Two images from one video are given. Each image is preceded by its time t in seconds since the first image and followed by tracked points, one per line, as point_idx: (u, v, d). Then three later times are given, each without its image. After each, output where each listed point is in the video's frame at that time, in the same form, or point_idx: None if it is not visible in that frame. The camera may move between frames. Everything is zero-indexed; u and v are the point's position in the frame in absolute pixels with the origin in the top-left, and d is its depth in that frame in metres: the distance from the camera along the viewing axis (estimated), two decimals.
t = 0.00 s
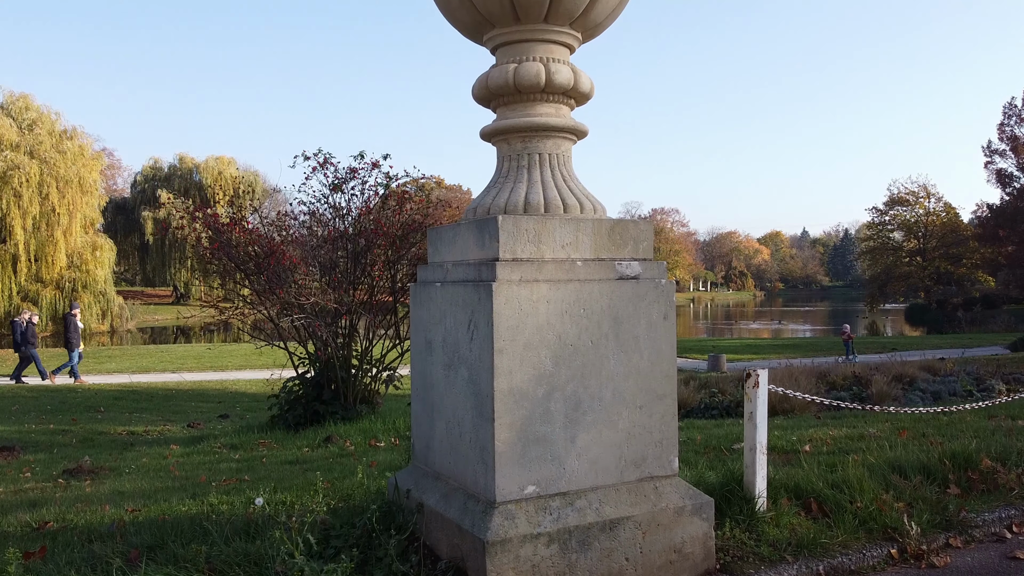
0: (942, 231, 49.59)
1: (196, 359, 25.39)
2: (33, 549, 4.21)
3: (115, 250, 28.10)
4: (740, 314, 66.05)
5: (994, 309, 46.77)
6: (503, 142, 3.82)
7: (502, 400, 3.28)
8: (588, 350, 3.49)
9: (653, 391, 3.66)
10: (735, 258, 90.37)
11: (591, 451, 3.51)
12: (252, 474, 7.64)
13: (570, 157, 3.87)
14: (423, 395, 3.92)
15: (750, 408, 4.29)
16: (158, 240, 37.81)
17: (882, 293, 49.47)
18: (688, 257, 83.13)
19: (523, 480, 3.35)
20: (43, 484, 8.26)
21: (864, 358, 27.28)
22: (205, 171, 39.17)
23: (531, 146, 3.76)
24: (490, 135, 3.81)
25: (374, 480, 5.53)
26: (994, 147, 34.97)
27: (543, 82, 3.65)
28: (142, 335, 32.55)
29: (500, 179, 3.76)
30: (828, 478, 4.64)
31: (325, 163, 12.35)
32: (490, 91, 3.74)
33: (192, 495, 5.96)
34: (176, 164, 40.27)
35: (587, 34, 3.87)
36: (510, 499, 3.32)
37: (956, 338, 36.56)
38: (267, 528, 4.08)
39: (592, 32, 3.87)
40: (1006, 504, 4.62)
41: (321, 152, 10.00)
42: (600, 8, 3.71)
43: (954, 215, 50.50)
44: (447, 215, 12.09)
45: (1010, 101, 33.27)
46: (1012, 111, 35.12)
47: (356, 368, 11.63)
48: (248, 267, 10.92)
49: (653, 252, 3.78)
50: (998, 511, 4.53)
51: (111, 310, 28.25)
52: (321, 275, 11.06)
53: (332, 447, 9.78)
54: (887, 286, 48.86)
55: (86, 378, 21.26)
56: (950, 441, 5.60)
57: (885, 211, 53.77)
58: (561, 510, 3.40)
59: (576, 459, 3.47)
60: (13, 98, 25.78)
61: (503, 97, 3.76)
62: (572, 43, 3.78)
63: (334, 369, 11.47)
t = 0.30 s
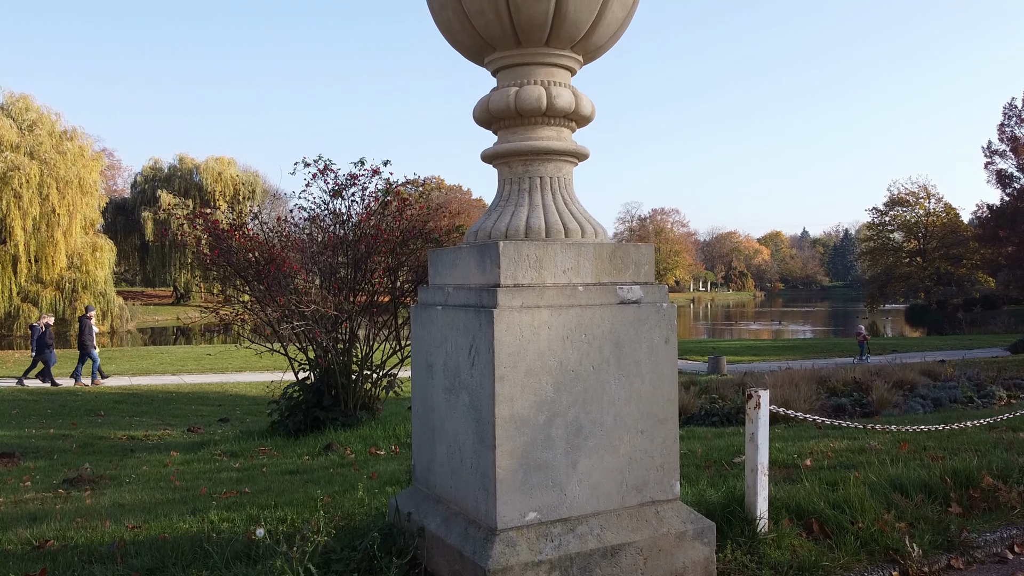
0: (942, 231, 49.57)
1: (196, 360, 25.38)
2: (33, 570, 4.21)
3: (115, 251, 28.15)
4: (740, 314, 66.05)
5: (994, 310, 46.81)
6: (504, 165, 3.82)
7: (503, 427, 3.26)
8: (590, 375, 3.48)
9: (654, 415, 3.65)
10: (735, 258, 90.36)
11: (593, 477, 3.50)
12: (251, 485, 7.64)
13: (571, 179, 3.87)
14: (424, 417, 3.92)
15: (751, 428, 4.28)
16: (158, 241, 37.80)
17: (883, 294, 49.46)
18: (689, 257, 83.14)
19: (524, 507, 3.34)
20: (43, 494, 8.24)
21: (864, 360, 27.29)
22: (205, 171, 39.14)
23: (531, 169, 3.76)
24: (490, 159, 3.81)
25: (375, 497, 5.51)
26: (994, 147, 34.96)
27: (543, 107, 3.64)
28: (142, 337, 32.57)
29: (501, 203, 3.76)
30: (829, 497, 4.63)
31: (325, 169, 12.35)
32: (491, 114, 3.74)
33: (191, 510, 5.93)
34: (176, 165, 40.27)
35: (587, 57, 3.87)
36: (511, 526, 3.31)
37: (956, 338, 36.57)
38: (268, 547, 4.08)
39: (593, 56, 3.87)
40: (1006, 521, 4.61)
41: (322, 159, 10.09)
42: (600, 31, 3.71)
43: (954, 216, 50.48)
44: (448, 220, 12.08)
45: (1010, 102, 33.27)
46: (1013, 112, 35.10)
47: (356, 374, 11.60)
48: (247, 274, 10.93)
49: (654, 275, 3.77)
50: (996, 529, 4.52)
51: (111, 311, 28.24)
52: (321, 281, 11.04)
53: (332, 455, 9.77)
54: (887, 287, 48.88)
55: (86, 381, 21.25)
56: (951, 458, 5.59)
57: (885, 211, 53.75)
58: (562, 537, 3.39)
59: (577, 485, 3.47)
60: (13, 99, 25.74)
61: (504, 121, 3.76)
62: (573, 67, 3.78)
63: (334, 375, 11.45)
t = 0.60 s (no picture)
0: (942, 232, 49.47)
1: (196, 362, 25.35)
2: None
3: (115, 252, 28.20)
4: (739, 315, 66.03)
5: (994, 309, 46.80)
6: (505, 183, 3.80)
7: (505, 449, 3.24)
8: (592, 396, 3.46)
9: (656, 435, 3.64)
10: (736, 258, 90.32)
11: (595, 497, 3.49)
12: (251, 494, 7.62)
13: (572, 197, 3.86)
14: (425, 435, 3.90)
15: (753, 446, 4.25)
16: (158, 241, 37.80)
17: (883, 295, 49.48)
18: (689, 257, 83.14)
19: (526, 529, 3.33)
20: (43, 502, 8.24)
21: (863, 362, 27.23)
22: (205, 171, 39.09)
23: (533, 188, 3.75)
24: (491, 176, 3.80)
25: (375, 511, 5.49)
26: (994, 148, 34.90)
27: (545, 125, 3.63)
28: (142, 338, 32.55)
29: (502, 221, 3.75)
30: (831, 513, 4.62)
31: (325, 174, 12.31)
32: (493, 131, 3.73)
33: (192, 523, 5.91)
34: (176, 165, 40.25)
35: (589, 74, 3.86)
36: (513, 548, 3.30)
37: (957, 339, 36.56)
38: (269, 565, 4.07)
39: (594, 73, 3.86)
40: (1009, 537, 4.58)
41: (323, 165, 10.06)
42: (602, 49, 3.70)
43: (954, 216, 50.46)
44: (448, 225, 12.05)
45: (1010, 102, 33.25)
46: (1013, 112, 35.07)
47: (356, 379, 11.56)
48: (248, 279, 10.89)
49: (657, 294, 3.76)
50: (1000, 544, 4.49)
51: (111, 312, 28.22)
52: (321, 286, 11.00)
53: (333, 462, 9.76)
54: (887, 287, 48.84)
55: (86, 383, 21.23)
56: (954, 472, 5.57)
57: (885, 212, 53.73)
58: (564, 559, 3.38)
59: (579, 506, 3.45)
60: (13, 100, 25.70)
61: (506, 139, 3.75)
62: (574, 84, 3.77)
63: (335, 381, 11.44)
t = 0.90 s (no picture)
0: (942, 232, 49.39)
1: (195, 363, 25.32)
2: None
3: (115, 252, 28.17)
4: (739, 315, 66.01)
5: (994, 309, 46.75)
6: (506, 197, 3.78)
7: (506, 465, 3.22)
8: (594, 411, 3.45)
9: (658, 450, 3.62)
10: (735, 256, 90.35)
11: (596, 513, 3.47)
12: (251, 502, 7.59)
13: (573, 211, 3.84)
14: (426, 450, 3.88)
15: (755, 459, 4.22)
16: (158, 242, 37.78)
17: (883, 295, 49.47)
18: (689, 257, 83.10)
19: (527, 545, 3.30)
20: (42, 509, 8.22)
21: (864, 363, 27.17)
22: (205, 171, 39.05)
23: (534, 202, 3.73)
24: (493, 190, 3.78)
25: (375, 521, 5.46)
26: (995, 148, 34.84)
27: (546, 139, 3.61)
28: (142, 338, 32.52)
29: (503, 235, 3.74)
30: (833, 525, 4.60)
31: (325, 178, 12.29)
32: (493, 145, 3.71)
33: (192, 532, 5.88)
34: (176, 165, 40.22)
35: (590, 87, 3.85)
36: (514, 565, 3.27)
37: (956, 340, 36.53)
38: None
39: (595, 85, 3.84)
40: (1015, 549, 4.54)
41: (322, 168, 10.02)
42: (603, 62, 3.69)
43: (954, 216, 50.41)
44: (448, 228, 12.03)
45: (1010, 103, 33.22)
46: (1013, 113, 35.03)
47: (356, 383, 11.54)
48: (248, 283, 10.87)
49: (658, 307, 3.74)
50: (1005, 557, 4.44)
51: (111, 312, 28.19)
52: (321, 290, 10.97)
53: (333, 467, 9.73)
54: (887, 287, 48.77)
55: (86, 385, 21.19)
56: (957, 483, 5.54)
57: (885, 212, 53.70)
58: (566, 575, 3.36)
59: (581, 522, 3.43)
60: (13, 101, 25.66)
61: (506, 152, 3.73)
62: (576, 97, 3.76)
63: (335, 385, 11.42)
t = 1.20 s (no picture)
0: (942, 232, 49.41)
1: (195, 364, 25.32)
2: None
3: (115, 252, 28.17)
4: (740, 315, 65.98)
5: (994, 309, 46.76)
6: (504, 207, 3.78)
7: (503, 478, 3.21)
8: (592, 422, 3.43)
9: (656, 461, 3.61)
10: (735, 256, 90.40)
11: (594, 525, 3.46)
12: (250, 506, 7.58)
13: (571, 221, 3.83)
14: (423, 462, 3.88)
15: (755, 468, 4.20)
16: (159, 242, 37.80)
17: (883, 295, 49.52)
18: (689, 257, 83.08)
19: (525, 558, 3.29)
20: (41, 514, 8.22)
21: (862, 364, 27.18)
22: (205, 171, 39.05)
23: (532, 211, 3.72)
24: (490, 200, 3.77)
25: (373, 528, 5.46)
26: (996, 149, 34.85)
27: (544, 149, 3.60)
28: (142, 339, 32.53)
29: (501, 245, 3.73)
30: (833, 534, 4.59)
31: (324, 179, 12.29)
32: (491, 154, 3.70)
33: (191, 539, 5.87)
34: (176, 166, 40.22)
35: (588, 96, 3.84)
36: None
37: (956, 340, 36.54)
38: None
39: (593, 95, 3.84)
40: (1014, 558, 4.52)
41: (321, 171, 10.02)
42: (602, 72, 3.68)
43: (954, 216, 50.41)
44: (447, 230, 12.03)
45: (1010, 103, 33.24)
46: (1013, 113, 35.01)
47: (356, 385, 11.54)
48: (248, 286, 10.85)
49: (656, 317, 3.72)
50: (1004, 566, 4.43)
51: (111, 312, 28.22)
52: (321, 292, 10.97)
53: (332, 471, 9.72)
54: (887, 287, 48.92)
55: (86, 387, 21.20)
56: (959, 490, 5.52)
57: (886, 212, 53.70)
58: None
59: (579, 534, 3.43)
60: (13, 101, 25.66)
61: (504, 162, 3.72)
62: (574, 106, 3.75)
63: (334, 388, 11.41)
